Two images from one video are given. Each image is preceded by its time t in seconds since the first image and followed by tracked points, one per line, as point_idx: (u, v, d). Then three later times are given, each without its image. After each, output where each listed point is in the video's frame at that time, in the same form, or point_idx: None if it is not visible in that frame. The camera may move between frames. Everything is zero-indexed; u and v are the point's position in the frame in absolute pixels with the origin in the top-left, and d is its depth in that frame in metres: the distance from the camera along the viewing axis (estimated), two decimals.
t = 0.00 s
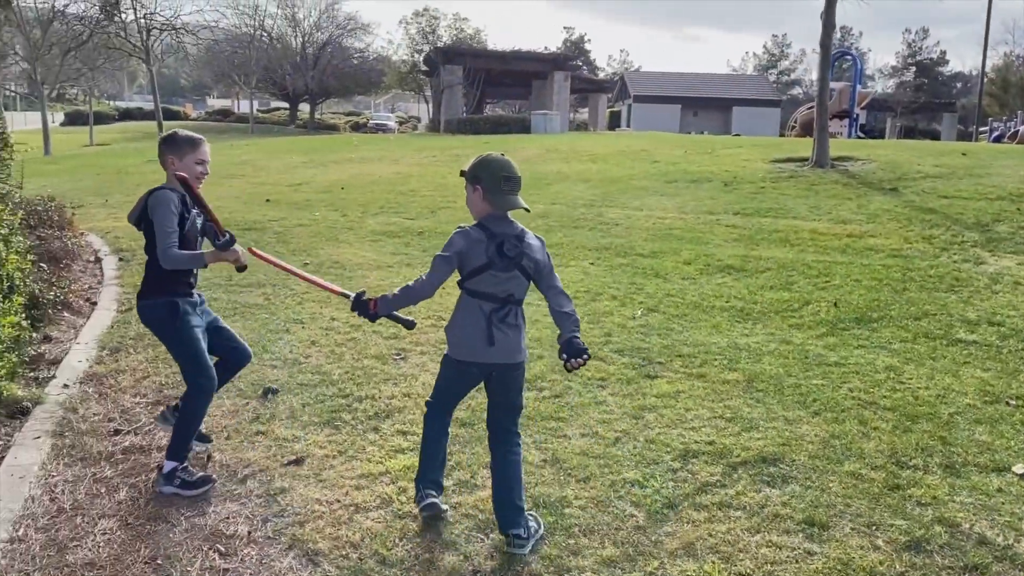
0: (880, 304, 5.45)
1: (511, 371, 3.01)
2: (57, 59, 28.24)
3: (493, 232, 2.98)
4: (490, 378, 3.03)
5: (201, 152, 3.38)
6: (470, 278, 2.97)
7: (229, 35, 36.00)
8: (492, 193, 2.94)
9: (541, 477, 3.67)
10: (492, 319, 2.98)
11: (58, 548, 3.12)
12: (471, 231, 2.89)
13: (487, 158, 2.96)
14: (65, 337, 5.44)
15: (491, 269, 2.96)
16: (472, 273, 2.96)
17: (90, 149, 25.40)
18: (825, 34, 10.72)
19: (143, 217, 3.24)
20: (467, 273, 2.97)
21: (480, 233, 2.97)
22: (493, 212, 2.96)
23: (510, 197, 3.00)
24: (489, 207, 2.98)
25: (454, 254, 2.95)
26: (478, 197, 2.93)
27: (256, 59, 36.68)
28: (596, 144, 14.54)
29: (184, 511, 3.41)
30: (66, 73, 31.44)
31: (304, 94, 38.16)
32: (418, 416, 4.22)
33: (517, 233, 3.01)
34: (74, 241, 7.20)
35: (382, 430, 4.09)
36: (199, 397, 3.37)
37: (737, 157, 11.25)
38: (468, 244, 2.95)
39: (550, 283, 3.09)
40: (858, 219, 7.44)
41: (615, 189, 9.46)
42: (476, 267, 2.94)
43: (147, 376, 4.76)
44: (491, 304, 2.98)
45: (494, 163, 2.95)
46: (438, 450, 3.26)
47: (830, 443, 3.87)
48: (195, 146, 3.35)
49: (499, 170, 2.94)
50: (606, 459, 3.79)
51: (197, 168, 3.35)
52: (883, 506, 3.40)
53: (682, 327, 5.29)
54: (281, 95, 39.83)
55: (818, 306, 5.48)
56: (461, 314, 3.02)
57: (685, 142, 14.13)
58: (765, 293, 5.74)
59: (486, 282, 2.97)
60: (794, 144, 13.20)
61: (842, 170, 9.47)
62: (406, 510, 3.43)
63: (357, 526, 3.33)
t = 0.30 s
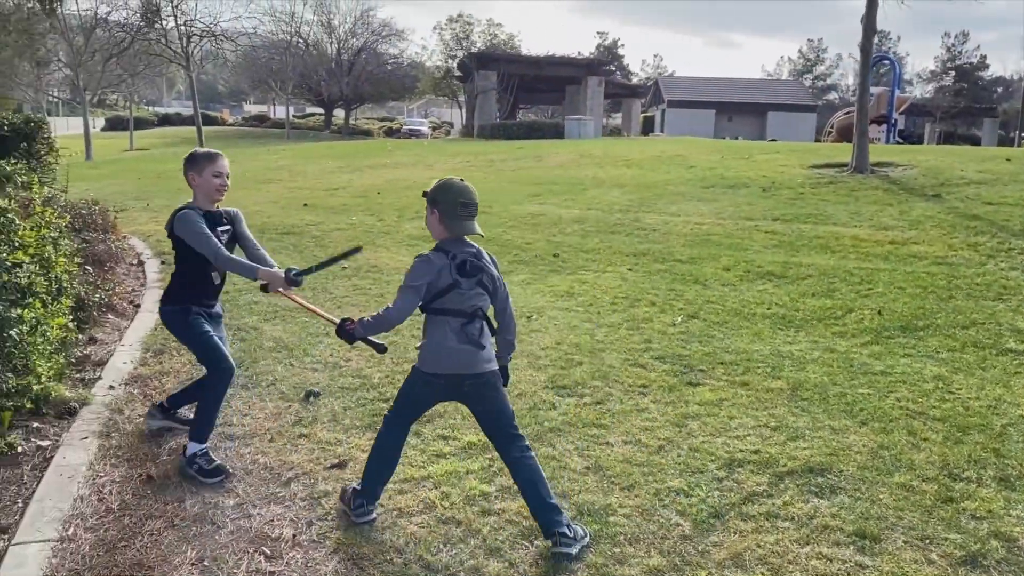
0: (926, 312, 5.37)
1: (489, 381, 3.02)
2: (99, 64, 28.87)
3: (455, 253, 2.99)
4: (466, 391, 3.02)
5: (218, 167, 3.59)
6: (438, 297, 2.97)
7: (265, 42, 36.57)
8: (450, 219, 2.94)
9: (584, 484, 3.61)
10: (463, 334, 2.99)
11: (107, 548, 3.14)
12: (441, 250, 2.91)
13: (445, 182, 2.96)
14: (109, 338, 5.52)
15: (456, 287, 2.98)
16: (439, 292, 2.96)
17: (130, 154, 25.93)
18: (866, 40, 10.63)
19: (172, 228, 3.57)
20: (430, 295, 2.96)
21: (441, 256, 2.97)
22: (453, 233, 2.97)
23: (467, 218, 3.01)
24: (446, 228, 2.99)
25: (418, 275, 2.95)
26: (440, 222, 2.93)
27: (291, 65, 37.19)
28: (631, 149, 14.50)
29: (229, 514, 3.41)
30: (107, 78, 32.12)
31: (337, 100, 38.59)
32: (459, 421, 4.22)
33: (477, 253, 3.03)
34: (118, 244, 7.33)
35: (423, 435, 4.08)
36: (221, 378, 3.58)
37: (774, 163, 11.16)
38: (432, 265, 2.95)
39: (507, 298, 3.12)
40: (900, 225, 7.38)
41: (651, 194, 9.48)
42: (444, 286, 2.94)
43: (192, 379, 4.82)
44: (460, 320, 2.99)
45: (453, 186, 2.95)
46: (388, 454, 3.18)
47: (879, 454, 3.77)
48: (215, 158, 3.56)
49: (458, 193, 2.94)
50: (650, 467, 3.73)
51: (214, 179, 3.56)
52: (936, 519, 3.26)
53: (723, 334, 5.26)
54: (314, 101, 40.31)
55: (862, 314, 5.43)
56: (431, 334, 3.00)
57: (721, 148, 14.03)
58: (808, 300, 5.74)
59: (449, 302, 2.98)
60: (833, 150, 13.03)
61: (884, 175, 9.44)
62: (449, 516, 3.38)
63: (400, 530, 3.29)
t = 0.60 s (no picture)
0: (959, 318, 5.30)
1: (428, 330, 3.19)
2: (129, 69, 29.31)
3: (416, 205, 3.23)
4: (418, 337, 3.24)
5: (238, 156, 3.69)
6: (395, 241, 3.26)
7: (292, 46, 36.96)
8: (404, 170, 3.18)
9: (613, 488, 3.58)
10: (407, 281, 3.21)
11: (139, 547, 3.17)
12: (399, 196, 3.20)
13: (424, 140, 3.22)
14: (141, 339, 5.59)
15: (412, 236, 3.23)
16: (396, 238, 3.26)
17: (160, 157, 26.31)
18: (896, 43, 10.53)
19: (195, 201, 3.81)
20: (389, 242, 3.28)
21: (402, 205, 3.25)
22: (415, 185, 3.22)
23: (437, 174, 3.24)
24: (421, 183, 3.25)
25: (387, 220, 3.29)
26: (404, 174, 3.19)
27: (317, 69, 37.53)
28: (658, 153, 14.47)
29: (258, 514, 3.43)
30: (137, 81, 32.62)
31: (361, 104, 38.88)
32: (486, 424, 4.22)
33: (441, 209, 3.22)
34: (149, 246, 7.42)
35: (450, 437, 4.08)
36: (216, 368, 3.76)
37: (802, 166, 11.08)
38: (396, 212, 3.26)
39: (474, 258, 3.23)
40: (931, 230, 7.30)
41: (677, 198, 9.46)
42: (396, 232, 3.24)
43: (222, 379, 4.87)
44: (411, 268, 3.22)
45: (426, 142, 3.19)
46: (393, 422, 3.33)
47: (913, 461, 3.70)
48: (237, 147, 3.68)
49: (424, 147, 3.19)
50: (678, 472, 3.69)
51: (235, 168, 3.69)
52: (972, 528, 3.19)
53: (752, 339, 5.22)
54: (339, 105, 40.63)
55: (893, 320, 5.37)
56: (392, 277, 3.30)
57: (749, 151, 13.95)
58: (838, 305, 5.69)
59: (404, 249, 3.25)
60: (862, 154, 12.91)
61: (915, 179, 9.32)
62: (477, 518, 3.37)
63: (428, 532, 3.28)
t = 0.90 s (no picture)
0: (978, 322, 5.25)
1: (413, 341, 3.38)
2: (148, 70, 29.57)
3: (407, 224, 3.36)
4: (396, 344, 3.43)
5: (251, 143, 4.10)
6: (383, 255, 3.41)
7: (309, 48, 37.19)
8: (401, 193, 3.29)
9: (628, 490, 3.58)
10: (395, 293, 3.39)
11: (157, 545, 3.20)
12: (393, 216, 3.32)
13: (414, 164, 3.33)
14: (159, 338, 5.64)
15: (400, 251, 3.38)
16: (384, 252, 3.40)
17: (178, 158, 26.53)
18: (916, 44, 10.45)
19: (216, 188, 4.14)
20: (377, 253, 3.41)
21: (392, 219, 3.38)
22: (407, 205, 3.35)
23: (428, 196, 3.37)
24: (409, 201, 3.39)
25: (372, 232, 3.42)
26: (398, 197, 3.30)
27: (334, 71, 37.73)
28: (674, 154, 14.43)
29: (275, 512, 3.46)
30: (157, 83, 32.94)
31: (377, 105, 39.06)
32: (501, 424, 4.23)
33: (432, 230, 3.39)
34: (167, 246, 7.49)
35: (466, 438, 4.10)
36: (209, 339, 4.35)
37: (819, 168, 11.01)
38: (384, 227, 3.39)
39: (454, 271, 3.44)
40: (950, 233, 7.25)
41: (693, 199, 9.45)
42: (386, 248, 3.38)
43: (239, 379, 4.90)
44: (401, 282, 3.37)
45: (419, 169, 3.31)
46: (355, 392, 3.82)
47: (931, 465, 3.67)
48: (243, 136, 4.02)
49: (418, 174, 3.29)
50: (694, 475, 3.69)
51: (243, 154, 4.04)
52: (991, 533, 3.16)
53: (769, 341, 5.20)
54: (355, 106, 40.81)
55: (911, 323, 5.33)
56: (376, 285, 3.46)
57: (766, 153, 13.88)
58: (856, 308, 5.65)
59: (391, 263, 3.40)
60: (880, 155, 12.83)
61: (934, 181, 9.26)
62: (492, 519, 3.37)
63: (444, 532, 3.29)
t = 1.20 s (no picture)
0: (986, 322, 5.23)
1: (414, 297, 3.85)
2: (157, 69, 29.69)
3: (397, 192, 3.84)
4: (398, 305, 3.83)
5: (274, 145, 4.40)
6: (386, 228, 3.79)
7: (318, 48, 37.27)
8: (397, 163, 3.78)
9: (635, 489, 3.58)
10: (401, 258, 3.80)
11: (165, 541, 3.22)
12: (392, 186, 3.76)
13: (389, 137, 3.82)
14: (167, 336, 5.67)
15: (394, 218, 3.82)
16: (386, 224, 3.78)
17: (187, 157, 26.63)
18: (925, 43, 10.41)
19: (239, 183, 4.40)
20: (373, 224, 3.79)
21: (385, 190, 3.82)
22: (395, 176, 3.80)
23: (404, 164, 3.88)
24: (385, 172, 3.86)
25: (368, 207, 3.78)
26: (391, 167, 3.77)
27: (342, 70, 37.81)
28: (682, 154, 14.40)
29: (283, 510, 3.47)
30: (166, 82, 33.06)
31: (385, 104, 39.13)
32: (507, 423, 4.24)
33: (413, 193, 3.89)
34: (175, 244, 7.52)
35: (472, 437, 4.10)
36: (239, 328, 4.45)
37: (828, 168, 10.98)
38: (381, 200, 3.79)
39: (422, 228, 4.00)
40: (959, 232, 7.23)
41: (701, 199, 9.44)
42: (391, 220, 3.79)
43: (246, 377, 4.92)
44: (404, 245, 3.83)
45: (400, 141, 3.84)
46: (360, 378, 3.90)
47: (938, 465, 3.66)
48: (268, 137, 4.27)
49: (399, 144, 3.82)
50: (700, 474, 3.69)
51: (266, 154, 4.30)
52: (998, 534, 3.16)
53: (775, 341, 5.20)
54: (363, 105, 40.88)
55: (918, 323, 5.32)
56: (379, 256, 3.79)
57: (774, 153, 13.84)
58: (864, 307, 5.64)
59: (389, 231, 3.81)
60: (889, 155, 12.78)
61: (942, 181, 9.22)
62: (499, 517, 3.38)
63: (450, 530, 3.30)
